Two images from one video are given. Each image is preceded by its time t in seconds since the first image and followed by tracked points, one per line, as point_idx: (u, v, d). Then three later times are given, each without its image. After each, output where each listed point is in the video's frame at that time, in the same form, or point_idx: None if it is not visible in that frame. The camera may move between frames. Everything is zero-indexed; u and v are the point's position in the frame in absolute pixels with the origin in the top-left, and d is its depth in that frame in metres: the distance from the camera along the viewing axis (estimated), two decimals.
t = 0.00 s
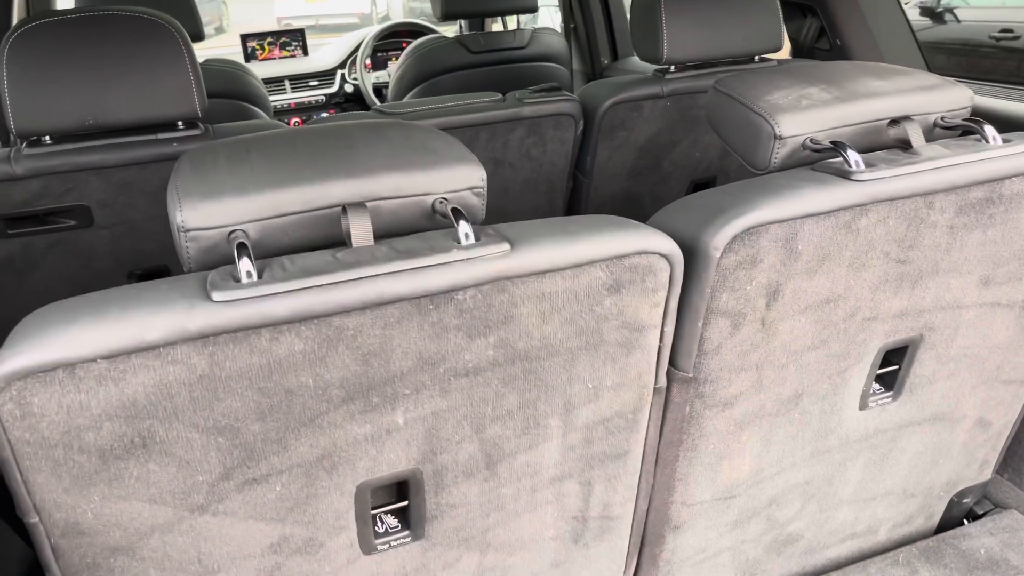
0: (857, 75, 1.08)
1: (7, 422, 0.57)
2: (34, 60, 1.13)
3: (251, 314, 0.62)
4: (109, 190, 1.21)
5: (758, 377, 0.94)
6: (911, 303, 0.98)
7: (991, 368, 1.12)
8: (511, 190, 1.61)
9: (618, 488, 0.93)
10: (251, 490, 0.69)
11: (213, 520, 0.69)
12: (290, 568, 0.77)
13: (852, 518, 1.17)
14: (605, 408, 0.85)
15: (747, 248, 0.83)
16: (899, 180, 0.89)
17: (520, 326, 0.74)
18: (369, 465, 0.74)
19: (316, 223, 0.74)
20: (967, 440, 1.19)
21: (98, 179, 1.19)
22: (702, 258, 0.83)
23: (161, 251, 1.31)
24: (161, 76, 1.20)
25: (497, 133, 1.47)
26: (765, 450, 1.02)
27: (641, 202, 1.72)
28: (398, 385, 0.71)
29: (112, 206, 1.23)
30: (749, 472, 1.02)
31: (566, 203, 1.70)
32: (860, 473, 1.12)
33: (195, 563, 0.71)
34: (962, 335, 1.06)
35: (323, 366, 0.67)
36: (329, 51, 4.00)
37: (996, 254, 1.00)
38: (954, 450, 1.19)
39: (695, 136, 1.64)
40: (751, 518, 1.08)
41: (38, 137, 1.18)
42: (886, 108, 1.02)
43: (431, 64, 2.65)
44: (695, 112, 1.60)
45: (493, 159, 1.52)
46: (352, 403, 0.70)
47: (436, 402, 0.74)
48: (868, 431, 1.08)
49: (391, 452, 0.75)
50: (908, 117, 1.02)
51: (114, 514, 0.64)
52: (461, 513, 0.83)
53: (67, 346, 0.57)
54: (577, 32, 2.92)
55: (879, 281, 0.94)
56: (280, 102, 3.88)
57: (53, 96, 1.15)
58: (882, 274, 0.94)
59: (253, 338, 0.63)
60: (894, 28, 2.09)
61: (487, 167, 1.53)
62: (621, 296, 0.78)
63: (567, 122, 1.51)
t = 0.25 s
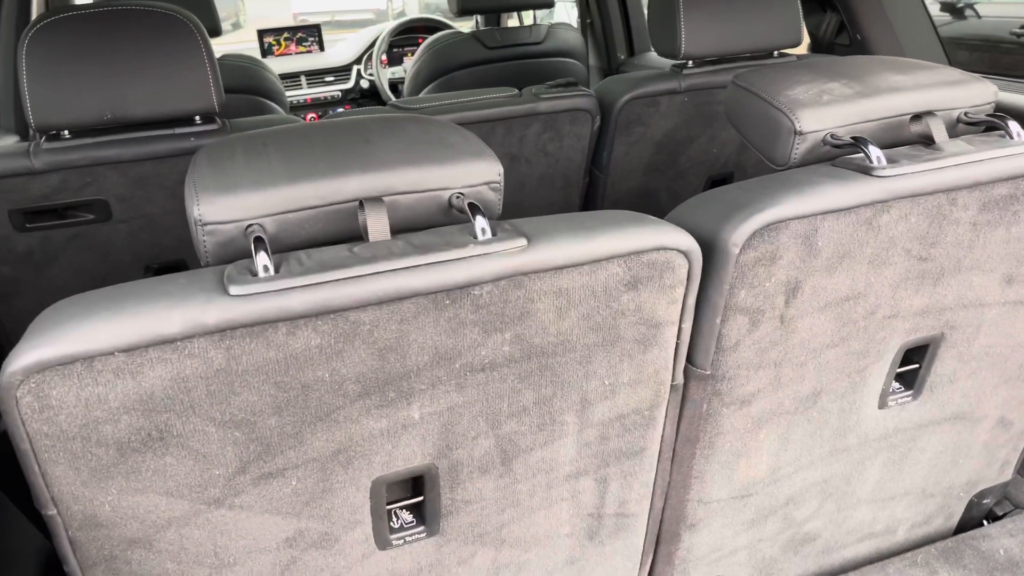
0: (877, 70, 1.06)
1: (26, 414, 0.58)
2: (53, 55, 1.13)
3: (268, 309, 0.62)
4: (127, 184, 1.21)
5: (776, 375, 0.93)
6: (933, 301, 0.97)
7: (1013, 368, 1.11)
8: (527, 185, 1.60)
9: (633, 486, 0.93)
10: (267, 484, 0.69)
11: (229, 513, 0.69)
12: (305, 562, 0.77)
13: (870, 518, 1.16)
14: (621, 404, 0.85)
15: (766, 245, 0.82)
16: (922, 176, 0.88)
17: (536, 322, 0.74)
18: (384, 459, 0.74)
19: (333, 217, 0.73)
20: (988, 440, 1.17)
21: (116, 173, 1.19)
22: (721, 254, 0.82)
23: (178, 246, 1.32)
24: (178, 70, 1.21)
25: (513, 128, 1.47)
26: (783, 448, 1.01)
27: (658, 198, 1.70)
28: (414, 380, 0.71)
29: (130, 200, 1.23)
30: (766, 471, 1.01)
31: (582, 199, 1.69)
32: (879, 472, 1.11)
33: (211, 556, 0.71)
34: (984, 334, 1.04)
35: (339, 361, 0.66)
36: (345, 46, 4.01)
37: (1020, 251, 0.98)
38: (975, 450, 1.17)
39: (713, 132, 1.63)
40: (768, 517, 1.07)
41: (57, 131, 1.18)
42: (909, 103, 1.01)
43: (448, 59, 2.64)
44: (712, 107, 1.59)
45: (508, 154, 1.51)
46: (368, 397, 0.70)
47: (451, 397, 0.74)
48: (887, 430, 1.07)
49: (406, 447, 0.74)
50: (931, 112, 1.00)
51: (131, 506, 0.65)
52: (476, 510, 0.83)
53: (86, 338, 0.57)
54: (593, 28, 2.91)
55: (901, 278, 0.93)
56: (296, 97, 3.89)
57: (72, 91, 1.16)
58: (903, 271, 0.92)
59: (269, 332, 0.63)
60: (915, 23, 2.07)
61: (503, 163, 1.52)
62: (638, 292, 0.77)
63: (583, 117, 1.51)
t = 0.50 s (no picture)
0: (913, 62, 1.03)
1: (48, 406, 0.57)
2: (81, 47, 1.14)
3: (291, 303, 0.61)
4: (153, 176, 1.21)
5: (809, 375, 0.91)
6: (974, 300, 0.94)
7: None
8: (552, 179, 1.58)
9: (660, 487, 0.91)
10: (289, 478, 0.69)
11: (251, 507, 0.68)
12: (326, 559, 0.76)
13: (903, 523, 1.13)
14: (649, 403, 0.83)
15: (801, 241, 0.80)
16: (964, 171, 0.84)
17: (563, 318, 0.72)
18: (407, 456, 0.73)
19: (358, 209, 0.72)
20: None
21: (142, 165, 1.19)
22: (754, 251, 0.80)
23: (203, 238, 1.32)
24: (204, 63, 1.20)
25: (539, 121, 1.45)
26: (814, 450, 0.98)
27: (685, 193, 1.68)
28: (438, 376, 0.70)
29: (155, 192, 1.23)
30: (796, 473, 0.99)
31: (609, 194, 1.67)
32: (913, 476, 1.08)
33: (232, 551, 0.70)
34: None
35: (362, 356, 0.65)
36: (371, 41, 4.01)
37: None
38: (1013, 455, 1.14)
39: (743, 127, 1.59)
40: (798, 520, 1.04)
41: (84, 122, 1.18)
42: (951, 96, 0.97)
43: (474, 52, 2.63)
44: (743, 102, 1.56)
45: (534, 148, 1.49)
46: (391, 392, 0.69)
47: (475, 394, 0.73)
48: (923, 433, 1.03)
49: (429, 444, 0.73)
50: (974, 105, 0.97)
51: (152, 500, 0.64)
52: (500, 508, 0.82)
53: (107, 330, 0.57)
54: (621, 21, 2.88)
55: (940, 277, 0.90)
56: (323, 91, 3.91)
57: (100, 82, 1.16)
58: (943, 269, 0.89)
59: (292, 325, 0.62)
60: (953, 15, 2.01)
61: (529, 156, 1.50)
62: (667, 288, 0.75)
63: (611, 111, 1.48)
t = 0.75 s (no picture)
0: (994, 61, 0.94)
1: (56, 423, 0.54)
2: (118, 41, 1.12)
3: (311, 319, 0.57)
4: (188, 174, 1.19)
5: (871, 401, 0.83)
6: None
7: None
8: (598, 180, 1.51)
9: (705, 516, 0.85)
10: (309, 501, 0.65)
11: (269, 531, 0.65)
12: None
13: (968, 558, 1.05)
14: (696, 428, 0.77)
15: (869, 258, 0.73)
16: None
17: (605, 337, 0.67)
18: (435, 480, 0.69)
19: (387, 216, 0.68)
20: None
21: (177, 162, 1.17)
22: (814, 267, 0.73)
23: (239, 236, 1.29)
24: (241, 58, 1.17)
25: (585, 121, 1.39)
26: (874, 481, 0.91)
27: (737, 197, 1.60)
28: (469, 397, 0.65)
29: (191, 190, 1.21)
30: (853, 504, 0.92)
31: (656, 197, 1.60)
32: (982, 509, 0.99)
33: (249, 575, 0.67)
34: None
35: (387, 375, 0.61)
36: (418, 35, 3.99)
37: None
38: None
39: (800, 128, 1.51)
40: (854, 553, 0.97)
41: (121, 118, 1.16)
42: None
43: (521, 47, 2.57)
44: (801, 102, 1.47)
45: (579, 148, 1.43)
46: (419, 413, 0.64)
47: (508, 417, 0.68)
48: (995, 464, 0.95)
49: (458, 467, 0.69)
50: None
51: (166, 521, 0.61)
52: (533, 536, 0.77)
53: (122, 342, 0.54)
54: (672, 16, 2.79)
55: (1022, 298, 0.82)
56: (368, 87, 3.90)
57: (136, 77, 1.14)
58: None
59: (313, 342, 0.57)
60: None
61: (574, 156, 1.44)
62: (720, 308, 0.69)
63: (661, 110, 1.41)
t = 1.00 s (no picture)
0: None
1: (36, 459, 0.50)
2: (164, 40, 1.10)
3: (313, 355, 0.51)
4: (232, 176, 1.16)
5: (956, 464, 0.73)
6: None
7: None
8: (659, 192, 1.42)
9: None
10: (314, 547, 0.60)
11: None
12: None
13: None
14: (749, 486, 0.69)
15: (959, 305, 0.63)
16: None
17: (644, 384, 0.60)
18: (453, 529, 0.63)
19: (409, 239, 0.63)
20: None
21: (221, 164, 1.15)
22: (894, 312, 0.63)
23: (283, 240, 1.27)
24: (288, 58, 1.14)
25: (646, 129, 1.31)
26: (954, 547, 0.80)
27: (810, 213, 1.49)
28: (489, 444, 0.59)
29: (234, 192, 1.18)
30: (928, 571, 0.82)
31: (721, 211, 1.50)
32: None
33: None
34: None
35: (397, 418, 0.55)
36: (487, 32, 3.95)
37: None
38: None
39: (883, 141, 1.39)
40: None
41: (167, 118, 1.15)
42: None
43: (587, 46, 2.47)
44: (885, 112, 1.35)
45: (640, 157, 1.35)
46: (433, 459, 0.58)
47: (533, 466, 0.61)
48: None
49: (478, 517, 0.63)
50: None
51: (159, 563, 0.57)
52: None
53: (101, 372, 0.49)
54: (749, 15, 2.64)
55: None
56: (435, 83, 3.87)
57: (182, 76, 1.12)
58: None
59: (314, 381, 0.52)
60: None
61: (633, 166, 1.36)
62: (778, 355, 0.61)
63: (729, 118, 1.32)
